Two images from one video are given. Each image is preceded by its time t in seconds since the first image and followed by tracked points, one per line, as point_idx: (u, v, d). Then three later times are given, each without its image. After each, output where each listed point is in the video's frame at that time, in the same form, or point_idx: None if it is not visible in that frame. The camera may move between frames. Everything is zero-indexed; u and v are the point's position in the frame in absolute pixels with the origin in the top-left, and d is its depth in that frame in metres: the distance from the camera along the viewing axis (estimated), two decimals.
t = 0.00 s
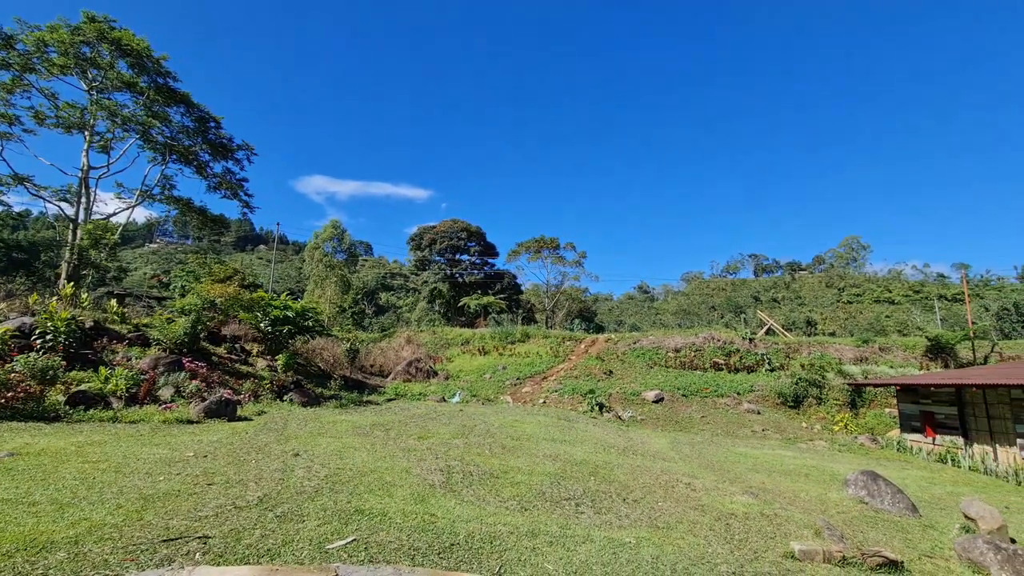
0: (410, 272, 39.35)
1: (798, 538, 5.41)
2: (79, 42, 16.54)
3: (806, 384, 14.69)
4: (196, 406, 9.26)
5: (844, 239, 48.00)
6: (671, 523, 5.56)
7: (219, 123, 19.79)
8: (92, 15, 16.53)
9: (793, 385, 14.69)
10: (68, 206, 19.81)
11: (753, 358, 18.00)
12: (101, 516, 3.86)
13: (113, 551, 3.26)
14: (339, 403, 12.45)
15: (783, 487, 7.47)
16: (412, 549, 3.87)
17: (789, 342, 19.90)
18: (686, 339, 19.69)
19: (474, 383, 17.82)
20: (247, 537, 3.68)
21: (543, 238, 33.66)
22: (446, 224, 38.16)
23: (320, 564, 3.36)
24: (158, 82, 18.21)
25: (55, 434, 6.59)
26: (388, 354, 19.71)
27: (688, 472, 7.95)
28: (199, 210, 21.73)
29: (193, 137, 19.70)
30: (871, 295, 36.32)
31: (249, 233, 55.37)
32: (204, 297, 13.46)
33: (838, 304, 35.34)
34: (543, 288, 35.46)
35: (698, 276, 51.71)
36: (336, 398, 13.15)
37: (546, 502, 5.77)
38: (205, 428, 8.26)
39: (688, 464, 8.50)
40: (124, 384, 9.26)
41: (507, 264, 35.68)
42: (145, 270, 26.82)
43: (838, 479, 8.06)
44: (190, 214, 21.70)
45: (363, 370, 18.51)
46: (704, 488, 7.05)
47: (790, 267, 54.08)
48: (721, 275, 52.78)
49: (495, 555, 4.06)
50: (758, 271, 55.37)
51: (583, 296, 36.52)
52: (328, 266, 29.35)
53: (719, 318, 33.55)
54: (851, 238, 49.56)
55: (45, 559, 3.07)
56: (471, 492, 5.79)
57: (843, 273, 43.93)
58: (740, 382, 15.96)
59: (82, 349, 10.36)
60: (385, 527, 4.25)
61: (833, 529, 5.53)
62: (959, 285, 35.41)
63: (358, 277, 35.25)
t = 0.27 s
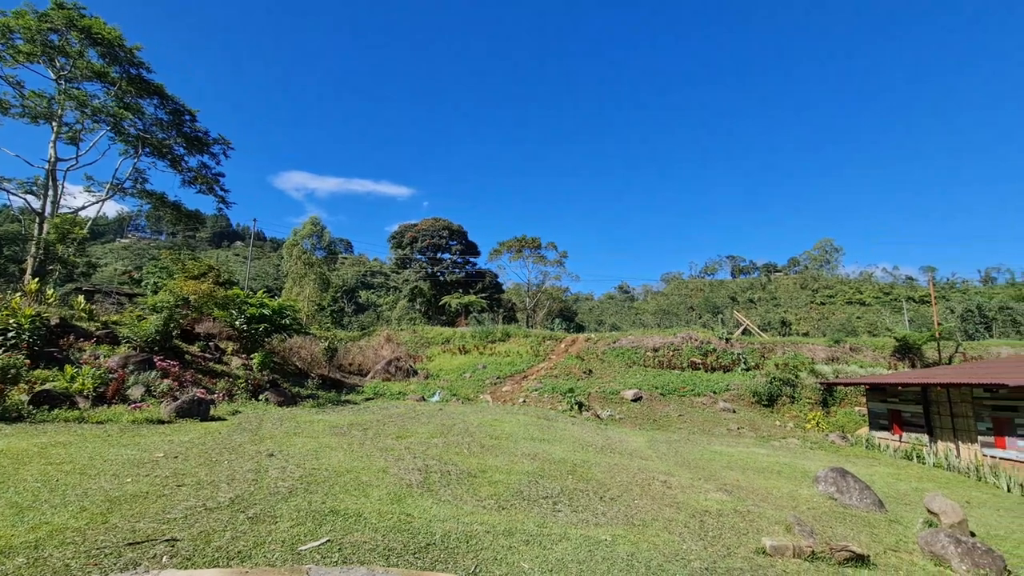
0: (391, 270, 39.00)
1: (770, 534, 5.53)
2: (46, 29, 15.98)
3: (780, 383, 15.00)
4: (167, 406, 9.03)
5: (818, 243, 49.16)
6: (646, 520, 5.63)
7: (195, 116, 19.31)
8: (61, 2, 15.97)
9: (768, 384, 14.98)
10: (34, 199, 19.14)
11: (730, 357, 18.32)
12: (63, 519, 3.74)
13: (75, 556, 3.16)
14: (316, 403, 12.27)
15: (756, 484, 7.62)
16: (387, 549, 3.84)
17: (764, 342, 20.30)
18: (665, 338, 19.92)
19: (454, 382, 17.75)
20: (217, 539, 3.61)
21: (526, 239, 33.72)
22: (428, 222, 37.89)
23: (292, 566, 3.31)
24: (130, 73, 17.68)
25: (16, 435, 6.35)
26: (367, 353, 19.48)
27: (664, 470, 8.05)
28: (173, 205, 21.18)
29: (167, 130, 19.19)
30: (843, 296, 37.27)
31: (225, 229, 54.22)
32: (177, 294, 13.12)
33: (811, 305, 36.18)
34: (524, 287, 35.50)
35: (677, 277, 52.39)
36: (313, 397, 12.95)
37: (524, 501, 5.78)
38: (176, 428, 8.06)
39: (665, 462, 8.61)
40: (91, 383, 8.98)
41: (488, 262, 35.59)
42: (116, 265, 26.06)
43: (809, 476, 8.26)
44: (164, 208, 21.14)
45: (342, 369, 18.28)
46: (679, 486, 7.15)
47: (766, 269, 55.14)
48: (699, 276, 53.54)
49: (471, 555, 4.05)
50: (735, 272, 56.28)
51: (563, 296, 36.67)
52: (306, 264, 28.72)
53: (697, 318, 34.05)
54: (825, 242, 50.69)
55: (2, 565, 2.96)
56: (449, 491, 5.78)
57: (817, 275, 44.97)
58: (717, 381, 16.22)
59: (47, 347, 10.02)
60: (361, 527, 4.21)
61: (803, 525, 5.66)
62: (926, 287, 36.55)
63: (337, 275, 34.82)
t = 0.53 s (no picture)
0: (365, 269, 38.50)
1: (736, 528, 5.67)
2: None
3: (748, 381, 15.37)
4: (129, 407, 8.72)
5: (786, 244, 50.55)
6: (617, 517, 5.70)
7: (160, 108, 18.67)
8: None
9: (737, 382, 15.34)
10: None
11: (701, 356, 18.69)
12: (12, 527, 3.57)
13: (25, 565, 3.03)
14: (287, 403, 12.02)
15: (725, 480, 7.80)
16: (356, 551, 3.80)
17: (733, 341, 20.76)
18: (638, 337, 20.18)
19: (428, 381, 17.63)
20: (178, 544, 3.50)
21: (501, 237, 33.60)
22: (403, 221, 37.49)
23: (256, 571, 3.24)
24: (91, 62, 16.98)
25: None
26: (340, 352, 19.16)
27: (636, 467, 8.16)
28: (137, 200, 20.44)
29: (131, 122, 18.51)
30: (809, 297, 38.42)
31: (193, 225, 52.66)
32: (140, 292, 12.67)
33: (779, 305, 37.19)
34: (500, 286, 35.48)
35: (651, 277, 53.16)
36: (283, 398, 12.68)
37: (496, 500, 5.78)
38: (138, 431, 7.79)
39: (636, 459, 8.73)
40: (47, 385, 8.60)
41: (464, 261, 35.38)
42: (75, 261, 25.04)
43: (775, 471, 8.50)
44: (127, 203, 20.38)
45: (313, 369, 17.95)
46: (650, 483, 7.26)
47: (737, 270, 56.39)
48: (672, 276, 54.43)
49: (442, 555, 4.03)
50: (707, 272, 57.41)
51: (539, 295, 36.78)
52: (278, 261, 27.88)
53: (669, 318, 34.63)
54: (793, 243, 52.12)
55: None
56: (421, 491, 5.74)
57: (785, 275, 46.21)
58: (688, 379, 16.53)
59: None
60: (329, 529, 4.14)
61: (768, 518, 5.81)
62: (887, 288, 37.94)
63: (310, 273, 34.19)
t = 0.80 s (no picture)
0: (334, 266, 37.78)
1: (699, 523, 5.82)
2: None
3: (713, 379, 15.77)
4: (79, 409, 8.32)
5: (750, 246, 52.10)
6: (584, 513, 5.76)
7: (117, 97, 17.88)
8: None
9: (702, 380, 15.73)
10: None
11: (668, 354, 19.09)
12: None
13: None
14: (250, 404, 11.70)
15: (689, 476, 7.99)
16: (318, 553, 3.73)
17: (699, 340, 21.26)
18: (607, 336, 20.44)
19: (398, 381, 17.43)
20: (129, 551, 3.36)
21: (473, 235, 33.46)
22: (374, 218, 36.94)
23: None
24: (41, 46, 16.12)
25: None
26: (307, 351, 18.74)
27: (603, 464, 8.27)
28: (91, 192, 19.51)
29: (84, 110, 17.66)
30: (772, 297, 39.70)
31: (152, 219, 50.64)
32: (93, 288, 12.10)
33: (743, 305, 38.31)
34: (472, 285, 35.36)
35: (620, 277, 53.91)
36: (246, 398, 12.33)
37: (464, 499, 5.77)
38: (89, 434, 7.44)
39: (604, 456, 8.85)
40: None
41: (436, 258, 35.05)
42: (23, 256, 23.75)
43: (736, 466, 8.75)
44: (80, 195, 19.43)
45: (279, 368, 17.51)
46: (616, 479, 7.37)
47: (703, 270, 57.74)
48: (641, 276, 55.36)
49: (407, 555, 4.00)
50: (675, 272, 58.58)
51: (511, 294, 36.83)
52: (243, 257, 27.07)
53: (638, 317, 35.23)
54: (755, 246, 53.84)
55: None
56: (387, 491, 5.68)
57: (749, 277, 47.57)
58: (655, 377, 16.84)
59: None
60: (291, 532, 4.05)
61: (729, 512, 5.98)
62: (843, 289, 39.52)
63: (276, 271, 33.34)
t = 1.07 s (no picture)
0: (292, 263, 36.67)
1: (654, 517, 5.98)
2: None
3: (670, 376, 16.23)
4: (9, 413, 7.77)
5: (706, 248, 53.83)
6: (543, 511, 5.82)
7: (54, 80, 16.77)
8: None
9: (660, 378, 16.16)
10: None
11: (627, 353, 19.50)
12: None
13: None
14: (199, 406, 11.22)
15: (646, 471, 8.20)
16: (270, 560, 3.62)
17: (657, 339, 21.82)
18: (569, 335, 20.69)
19: (357, 380, 17.10)
20: (63, 564, 3.18)
21: (436, 233, 33.17)
22: (334, 214, 36.05)
23: None
24: None
25: None
26: (262, 351, 18.10)
27: (563, 461, 8.38)
28: (24, 181, 18.23)
29: (17, 93, 16.48)
30: (726, 297, 41.15)
31: (93, 211, 47.78)
32: (24, 284, 11.30)
33: (699, 305, 39.55)
34: (434, 284, 35.03)
35: (582, 276, 54.62)
36: (196, 400, 11.82)
37: (423, 500, 5.72)
38: (20, 440, 6.97)
39: (564, 454, 8.97)
40: None
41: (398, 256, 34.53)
42: None
43: (691, 461, 9.05)
44: (11, 184, 18.11)
45: (231, 369, 16.86)
46: (576, 476, 7.48)
47: (662, 271, 59.21)
48: (603, 276, 56.28)
49: (364, 558, 3.94)
50: (635, 273, 59.85)
51: (474, 293, 36.72)
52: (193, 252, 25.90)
53: (599, 316, 35.82)
54: (711, 248, 55.67)
55: None
56: (345, 494, 5.57)
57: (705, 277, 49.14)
58: (615, 376, 17.18)
59: None
60: (242, 538, 3.92)
61: (683, 506, 6.16)
62: (792, 290, 41.37)
63: (229, 267, 32.07)
